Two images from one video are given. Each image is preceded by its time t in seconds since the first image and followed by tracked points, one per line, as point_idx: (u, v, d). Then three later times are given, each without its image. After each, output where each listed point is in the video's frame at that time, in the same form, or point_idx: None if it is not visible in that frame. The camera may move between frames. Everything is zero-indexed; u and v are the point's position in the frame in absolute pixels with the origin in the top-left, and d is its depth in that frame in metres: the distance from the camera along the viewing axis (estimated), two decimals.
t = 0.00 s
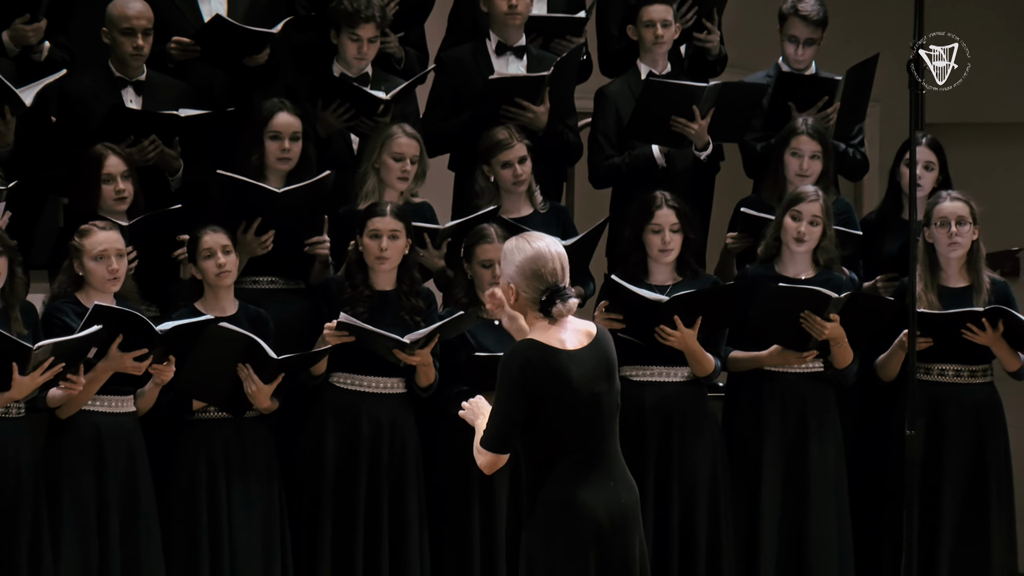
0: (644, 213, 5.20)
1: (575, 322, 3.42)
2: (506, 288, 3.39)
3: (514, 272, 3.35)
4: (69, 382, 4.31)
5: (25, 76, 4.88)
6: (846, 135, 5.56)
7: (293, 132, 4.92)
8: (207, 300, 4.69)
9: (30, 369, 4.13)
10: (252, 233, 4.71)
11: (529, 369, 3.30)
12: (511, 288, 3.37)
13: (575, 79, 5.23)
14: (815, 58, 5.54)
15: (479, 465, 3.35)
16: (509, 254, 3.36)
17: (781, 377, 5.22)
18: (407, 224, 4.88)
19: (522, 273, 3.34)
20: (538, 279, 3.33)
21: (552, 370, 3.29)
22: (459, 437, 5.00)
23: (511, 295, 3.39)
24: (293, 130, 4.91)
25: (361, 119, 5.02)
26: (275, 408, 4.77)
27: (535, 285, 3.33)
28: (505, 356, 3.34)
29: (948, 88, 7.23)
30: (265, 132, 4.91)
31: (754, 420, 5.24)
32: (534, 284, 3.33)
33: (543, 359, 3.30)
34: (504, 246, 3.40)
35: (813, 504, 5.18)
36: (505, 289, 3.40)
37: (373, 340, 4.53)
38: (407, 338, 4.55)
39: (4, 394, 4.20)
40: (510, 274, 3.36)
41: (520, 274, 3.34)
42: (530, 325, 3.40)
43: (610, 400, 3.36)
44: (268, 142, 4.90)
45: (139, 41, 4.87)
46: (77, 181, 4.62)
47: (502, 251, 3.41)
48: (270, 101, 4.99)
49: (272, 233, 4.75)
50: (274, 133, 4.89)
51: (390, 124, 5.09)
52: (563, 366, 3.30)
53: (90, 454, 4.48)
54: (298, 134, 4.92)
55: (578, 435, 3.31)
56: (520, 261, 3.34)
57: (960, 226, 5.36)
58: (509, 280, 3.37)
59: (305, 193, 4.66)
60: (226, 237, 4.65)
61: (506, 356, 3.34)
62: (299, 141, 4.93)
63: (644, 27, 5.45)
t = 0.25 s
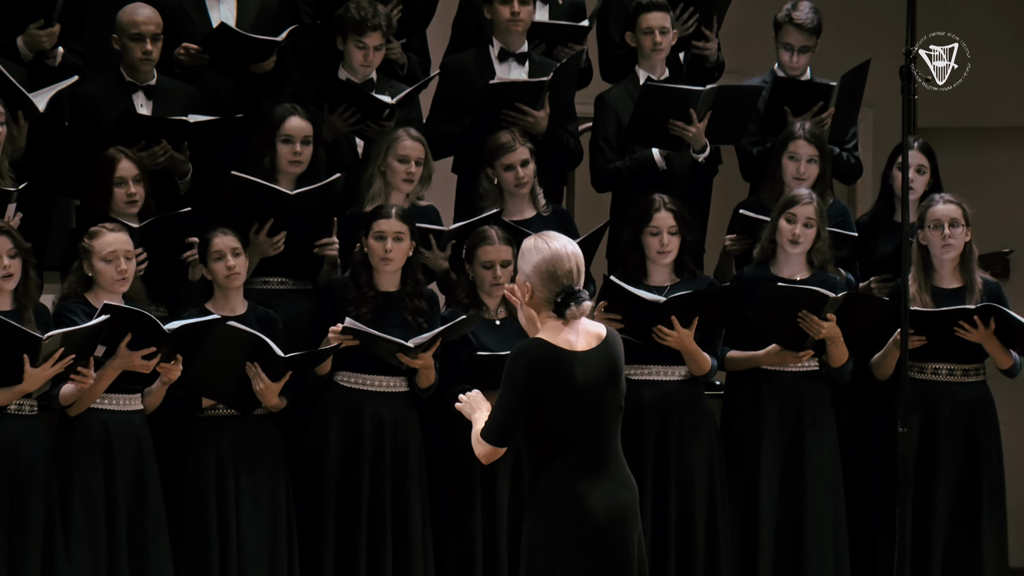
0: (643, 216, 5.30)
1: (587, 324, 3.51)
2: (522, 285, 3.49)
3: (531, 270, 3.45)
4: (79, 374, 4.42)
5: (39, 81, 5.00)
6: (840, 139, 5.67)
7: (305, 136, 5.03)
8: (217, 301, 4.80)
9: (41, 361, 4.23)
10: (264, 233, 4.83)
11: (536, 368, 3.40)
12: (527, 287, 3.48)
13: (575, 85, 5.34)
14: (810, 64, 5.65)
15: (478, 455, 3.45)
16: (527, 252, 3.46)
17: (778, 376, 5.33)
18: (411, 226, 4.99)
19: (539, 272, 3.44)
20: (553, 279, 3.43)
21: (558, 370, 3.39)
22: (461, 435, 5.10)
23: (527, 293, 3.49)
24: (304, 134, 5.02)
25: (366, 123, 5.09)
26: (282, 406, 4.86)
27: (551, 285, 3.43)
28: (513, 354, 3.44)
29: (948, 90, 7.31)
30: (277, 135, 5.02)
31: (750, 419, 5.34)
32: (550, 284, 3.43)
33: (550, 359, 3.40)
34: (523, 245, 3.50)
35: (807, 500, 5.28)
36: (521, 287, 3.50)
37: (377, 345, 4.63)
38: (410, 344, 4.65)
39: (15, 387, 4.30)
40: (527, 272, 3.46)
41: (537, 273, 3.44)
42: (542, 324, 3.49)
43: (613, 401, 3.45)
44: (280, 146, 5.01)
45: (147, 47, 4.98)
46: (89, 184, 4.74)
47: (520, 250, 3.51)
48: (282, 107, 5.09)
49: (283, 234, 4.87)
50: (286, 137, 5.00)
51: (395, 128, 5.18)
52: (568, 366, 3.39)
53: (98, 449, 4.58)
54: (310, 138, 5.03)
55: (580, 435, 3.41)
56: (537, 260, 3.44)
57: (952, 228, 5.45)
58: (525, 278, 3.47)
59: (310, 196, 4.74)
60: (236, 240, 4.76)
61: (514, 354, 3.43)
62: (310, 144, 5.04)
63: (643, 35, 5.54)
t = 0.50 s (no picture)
0: (643, 218, 5.40)
1: (602, 326, 3.59)
2: (540, 286, 3.58)
3: (549, 271, 3.55)
4: (95, 372, 4.50)
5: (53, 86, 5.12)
6: (836, 142, 5.78)
7: (318, 139, 5.15)
8: (230, 301, 4.92)
9: (63, 357, 4.33)
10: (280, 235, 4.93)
11: (546, 366, 3.50)
12: (545, 287, 3.57)
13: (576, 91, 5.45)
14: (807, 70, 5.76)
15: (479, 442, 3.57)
16: (546, 254, 3.56)
17: (774, 375, 5.42)
18: (417, 229, 5.10)
19: (557, 273, 3.53)
20: (571, 280, 3.52)
21: (568, 370, 3.49)
22: (465, 432, 5.21)
23: (545, 293, 3.58)
24: (316, 138, 5.13)
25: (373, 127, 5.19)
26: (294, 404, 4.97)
27: (568, 286, 3.52)
28: (525, 350, 3.54)
29: (947, 89, 7.45)
30: (291, 138, 5.13)
31: (749, 416, 5.45)
32: (567, 285, 3.52)
33: (561, 358, 3.50)
34: (542, 246, 3.59)
35: (804, 496, 5.39)
36: (539, 288, 3.59)
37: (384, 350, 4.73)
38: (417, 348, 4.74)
39: (36, 384, 4.37)
40: (545, 273, 3.55)
41: (555, 273, 3.53)
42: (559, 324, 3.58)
43: (621, 402, 3.54)
44: (293, 149, 5.12)
45: (158, 50, 5.06)
46: (100, 185, 4.84)
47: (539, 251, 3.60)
48: (295, 112, 5.20)
49: (299, 237, 4.96)
50: (299, 140, 5.11)
51: (403, 131, 5.32)
52: (578, 366, 3.49)
53: (108, 445, 4.68)
54: (321, 142, 5.15)
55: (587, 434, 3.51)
56: (555, 261, 3.53)
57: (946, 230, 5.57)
58: (543, 279, 3.57)
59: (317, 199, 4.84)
60: (253, 245, 4.89)
61: (525, 351, 3.53)
62: (322, 148, 5.16)
63: (644, 43, 5.66)
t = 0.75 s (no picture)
0: (645, 220, 5.51)
1: (615, 325, 3.70)
2: (557, 286, 3.67)
3: (567, 272, 3.64)
4: (114, 370, 4.60)
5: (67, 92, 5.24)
6: (836, 146, 5.89)
7: (329, 144, 5.27)
8: (245, 300, 5.03)
9: (88, 355, 4.43)
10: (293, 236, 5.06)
11: (557, 364, 3.61)
12: (562, 287, 3.66)
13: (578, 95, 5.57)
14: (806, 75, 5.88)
15: (476, 417, 3.71)
16: (564, 254, 3.65)
17: (773, 374, 5.53)
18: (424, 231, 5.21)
19: (575, 274, 3.63)
20: (589, 281, 3.61)
21: (577, 368, 3.60)
22: (471, 429, 5.31)
23: (562, 293, 3.67)
24: (329, 141, 5.25)
25: (383, 132, 5.32)
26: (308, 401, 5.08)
27: (586, 286, 3.62)
28: (537, 347, 3.65)
29: (948, 88, 7.58)
30: (302, 142, 5.25)
31: (749, 414, 5.57)
32: (584, 286, 3.62)
33: (572, 356, 3.60)
34: (560, 247, 3.68)
35: (803, 492, 5.50)
36: (556, 288, 3.68)
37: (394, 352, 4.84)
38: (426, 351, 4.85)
39: (60, 380, 4.46)
40: (564, 274, 3.65)
41: (573, 274, 3.63)
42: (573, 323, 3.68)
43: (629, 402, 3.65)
44: (307, 152, 5.24)
45: (175, 56, 5.23)
46: (112, 187, 4.94)
47: (557, 251, 3.69)
48: (306, 116, 5.32)
49: (314, 236, 5.08)
50: (312, 143, 5.23)
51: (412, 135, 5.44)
52: (588, 365, 3.60)
53: (121, 443, 4.79)
54: (333, 146, 5.27)
55: (594, 432, 3.62)
56: (574, 262, 3.62)
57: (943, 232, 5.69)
58: (561, 279, 3.66)
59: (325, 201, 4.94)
60: (275, 250, 4.99)
61: (537, 347, 3.64)
62: (333, 152, 5.27)
63: (647, 50, 5.77)
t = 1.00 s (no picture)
0: (648, 221, 5.63)
1: (626, 323, 3.82)
2: (570, 285, 3.80)
3: (579, 271, 3.77)
4: (132, 369, 4.72)
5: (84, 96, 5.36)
6: (835, 149, 6.02)
7: (338, 146, 5.38)
8: (261, 300, 5.15)
9: (112, 354, 4.56)
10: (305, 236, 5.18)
11: (567, 359, 3.73)
12: (575, 286, 3.79)
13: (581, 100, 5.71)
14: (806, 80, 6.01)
15: (472, 386, 3.91)
16: (576, 254, 3.77)
17: (773, 373, 5.65)
18: (432, 232, 5.33)
19: (587, 273, 3.75)
20: (600, 280, 3.74)
21: (587, 363, 3.72)
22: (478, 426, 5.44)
23: (574, 292, 3.80)
24: (336, 144, 5.36)
25: (393, 135, 5.45)
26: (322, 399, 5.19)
27: (597, 285, 3.75)
28: (548, 342, 3.77)
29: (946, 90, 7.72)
30: (312, 144, 5.35)
31: (750, 411, 5.69)
32: (596, 285, 3.75)
33: (583, 352, 3.72)
34: (572, 247, 3.81)
35: (801, 487, 5.63)
36: (569, 286, 3.81)
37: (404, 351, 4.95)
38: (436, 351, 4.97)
39: (83, 377, 4.58)
40: (576, 273, 3.77)
41: (585, 273, 3.75)
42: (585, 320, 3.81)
43: (637, 399, 3.76)
44: (314, 154, 5.34)
45: (192, 61, 5.36)
46: (125, 189, 5.06)
47: (569, 251, 3.82)
48: (314, 120, 5.43)
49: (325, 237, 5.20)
50: (320, 146, 5.34)
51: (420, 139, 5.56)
52: (597, 361, 3.72)
53: (136, 437, 4.90)
54: (341, 149, 5.37)
55: (602, 426, 3.74)
56: (586, 261, 3.75)
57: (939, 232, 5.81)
58: (573, 278, 3.79)
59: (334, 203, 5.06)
60: (294, 253, 5.10)
61: (548, 342, 3.77)
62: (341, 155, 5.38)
63: (649, 55, 5.89)
